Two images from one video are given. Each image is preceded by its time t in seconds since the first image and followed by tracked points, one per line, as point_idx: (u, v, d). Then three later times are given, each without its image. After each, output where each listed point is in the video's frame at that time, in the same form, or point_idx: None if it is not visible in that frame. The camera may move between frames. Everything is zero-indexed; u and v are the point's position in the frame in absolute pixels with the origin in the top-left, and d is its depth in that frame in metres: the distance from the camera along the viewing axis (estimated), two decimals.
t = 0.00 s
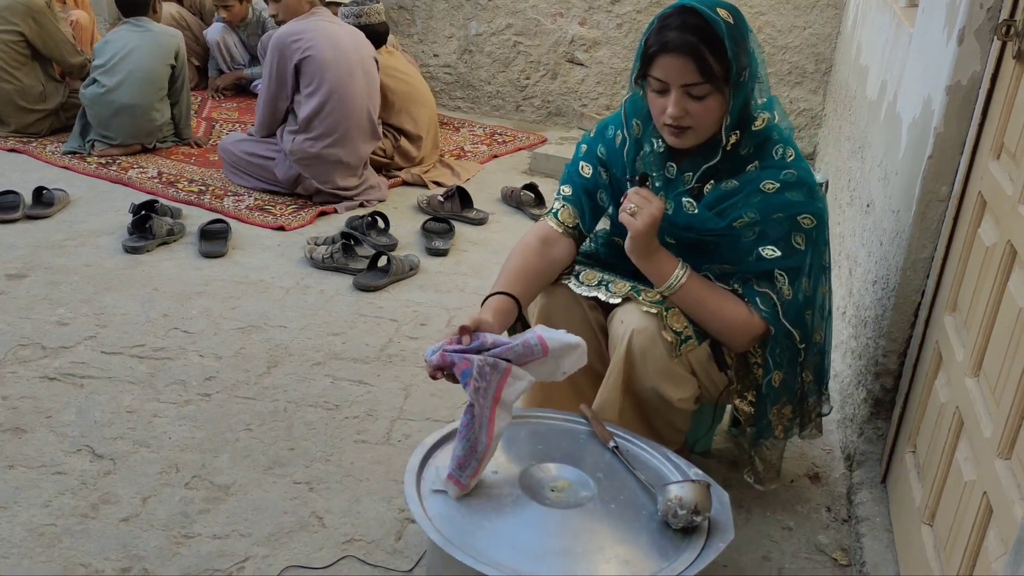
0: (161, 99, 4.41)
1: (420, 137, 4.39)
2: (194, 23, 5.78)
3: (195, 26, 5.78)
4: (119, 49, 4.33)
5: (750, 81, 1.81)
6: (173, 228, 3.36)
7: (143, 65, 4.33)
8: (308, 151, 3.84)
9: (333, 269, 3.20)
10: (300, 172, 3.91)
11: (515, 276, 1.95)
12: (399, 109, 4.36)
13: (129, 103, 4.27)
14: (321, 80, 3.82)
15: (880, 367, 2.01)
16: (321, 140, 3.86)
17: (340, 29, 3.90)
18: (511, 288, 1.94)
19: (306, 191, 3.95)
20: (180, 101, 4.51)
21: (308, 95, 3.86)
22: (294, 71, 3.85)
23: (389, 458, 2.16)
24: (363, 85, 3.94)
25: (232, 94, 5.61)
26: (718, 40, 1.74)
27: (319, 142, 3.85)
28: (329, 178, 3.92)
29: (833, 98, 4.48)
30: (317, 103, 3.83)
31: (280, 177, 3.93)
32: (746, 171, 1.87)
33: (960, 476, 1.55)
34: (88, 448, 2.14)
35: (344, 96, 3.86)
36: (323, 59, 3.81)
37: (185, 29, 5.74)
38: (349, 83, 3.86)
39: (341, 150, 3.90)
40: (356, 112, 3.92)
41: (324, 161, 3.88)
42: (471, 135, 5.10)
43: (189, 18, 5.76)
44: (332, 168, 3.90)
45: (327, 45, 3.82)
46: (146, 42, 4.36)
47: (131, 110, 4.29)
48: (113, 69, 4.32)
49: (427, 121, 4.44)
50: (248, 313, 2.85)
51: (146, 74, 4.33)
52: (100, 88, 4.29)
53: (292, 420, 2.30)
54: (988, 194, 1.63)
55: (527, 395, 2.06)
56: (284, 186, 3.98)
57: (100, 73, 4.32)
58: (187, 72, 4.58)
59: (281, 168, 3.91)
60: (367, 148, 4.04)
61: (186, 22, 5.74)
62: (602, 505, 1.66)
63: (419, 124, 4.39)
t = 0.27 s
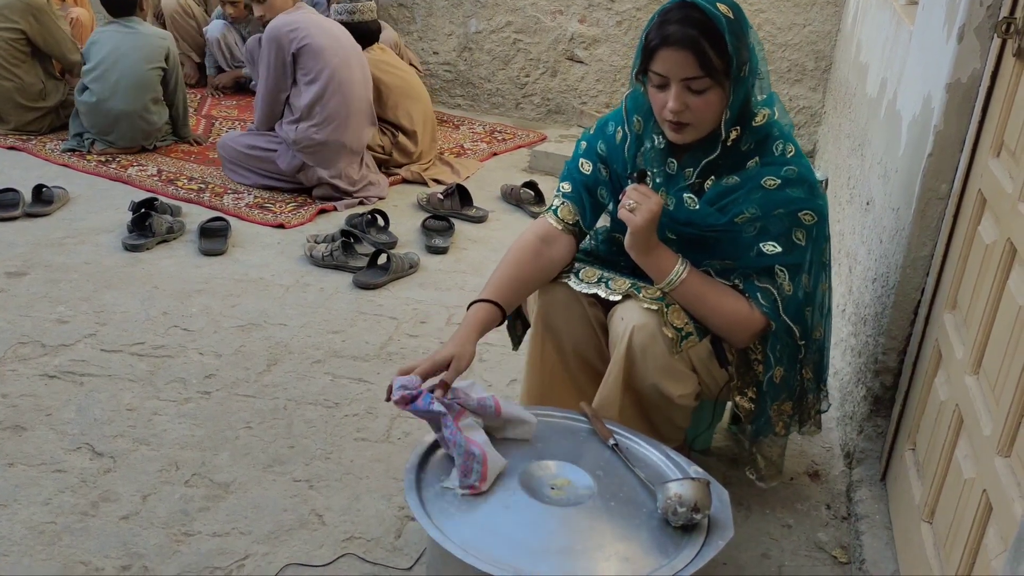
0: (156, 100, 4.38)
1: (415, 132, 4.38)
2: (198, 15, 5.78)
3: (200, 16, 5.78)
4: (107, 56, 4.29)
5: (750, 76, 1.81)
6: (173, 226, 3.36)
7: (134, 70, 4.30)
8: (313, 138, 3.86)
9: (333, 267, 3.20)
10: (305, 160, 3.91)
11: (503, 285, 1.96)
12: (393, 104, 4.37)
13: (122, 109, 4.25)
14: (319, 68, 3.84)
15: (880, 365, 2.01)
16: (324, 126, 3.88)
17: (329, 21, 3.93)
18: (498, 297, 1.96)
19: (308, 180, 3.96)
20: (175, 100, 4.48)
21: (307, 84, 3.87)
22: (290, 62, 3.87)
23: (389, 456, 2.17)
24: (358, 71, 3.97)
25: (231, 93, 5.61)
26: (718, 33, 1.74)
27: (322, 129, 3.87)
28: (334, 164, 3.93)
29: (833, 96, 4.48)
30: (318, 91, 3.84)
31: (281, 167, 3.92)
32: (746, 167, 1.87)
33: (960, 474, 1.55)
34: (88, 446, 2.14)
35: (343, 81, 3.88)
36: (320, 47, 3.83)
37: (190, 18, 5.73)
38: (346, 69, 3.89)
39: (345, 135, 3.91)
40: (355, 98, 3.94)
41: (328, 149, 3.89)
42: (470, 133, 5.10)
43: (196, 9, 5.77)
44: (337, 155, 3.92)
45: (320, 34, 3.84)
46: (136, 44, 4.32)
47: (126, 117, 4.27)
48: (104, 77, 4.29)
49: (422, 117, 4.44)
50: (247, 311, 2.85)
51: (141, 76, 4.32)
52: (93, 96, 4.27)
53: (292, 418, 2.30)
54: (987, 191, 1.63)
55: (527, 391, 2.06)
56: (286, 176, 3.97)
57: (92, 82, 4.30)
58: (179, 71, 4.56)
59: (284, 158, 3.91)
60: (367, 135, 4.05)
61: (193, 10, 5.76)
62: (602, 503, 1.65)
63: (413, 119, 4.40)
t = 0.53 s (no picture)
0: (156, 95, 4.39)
1: (422, 133, 4.41)
2: (202, 7, 5.77)
3: (203, 7, 5.77)
4: (108, 49, 4.31)
5: (746, 73, 1.81)
6: (171, 223, 3.36)
7: (134, 64, 4.31)
8: (309, 140, 3.85)
9: (331, 264, 3.20)
10: (301, 162, 3.91)
11: (495, 287, 1.95)
12: (403, 105, 4.37)
13: (122, 102, 4.25)
14: (322, 70, 3.83)
15: (878, 362, 2.02)
16: (323, 129, 3.88)
17: (335, 21, 3.90)
18: (489, 300, 1.95)
19: (306, 182, 3.95)
20: (174, 96, 4.48)
21: (309, 86, 3.87)
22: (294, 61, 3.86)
23: (388, 453, 2.17)
24: (361, 73, 3.96)
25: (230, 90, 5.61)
26: (714, 32, 1.73)
27: (320, 132, 3.87)
28: (331, 168, 3.92)
29: (832, 93, 4.47)
30: (319, 94, 3.84)
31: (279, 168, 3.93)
32: (742, 165, 1.87)
33: (958, 471, 1.55)
34: (86, 444, 2.14)
35: (346, 85, 3.88)
36: (325, 49, 3.81)
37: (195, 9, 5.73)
38: (349, 72, 3.88)
39: (342, 138, 3.91)
40: (356, 101, 3.94)
41: (326, 151, 3.89)
42: (469, 130, 5.09)
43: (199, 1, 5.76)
44: (333, 157, 3.90)
45: (326, 35, 3.82)
46: (137, 38, 4.33)
47: (125, 110, 4.27)
48: (104, 70, 4.30)
49: (431, 117, 4.44)
50: (246, 308, 2.85)
51: (137, 74, 4.31)
52: (92, 88, 4.27)
53: (291, 415, 2.30)
54: (986, 189, 1.63)
55: (525, 389, 2.07)
56: (283, 175, 3.98)
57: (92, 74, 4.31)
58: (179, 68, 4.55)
59: (281, 159, 3.91)
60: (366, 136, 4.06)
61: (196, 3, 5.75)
62: (599, 500, 1.65)
63: (422, 119, 4.41)
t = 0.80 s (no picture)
0: (156, 88, 4.40)
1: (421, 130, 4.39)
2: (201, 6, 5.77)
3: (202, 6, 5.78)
4: (114, 38, 4.34)
5: (741, 71, 1.81)
6: (169, 219, 3.35)
7: (138, 55, 4.33)
8: (305, 145, 3.83)
9: (329, 261, 3.20)
10: (298, 164, 3.90)
11: (499, 290, 1.93)
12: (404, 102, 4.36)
13: (122, 91, 4.26)
14: (328, 76, 3.83)
15: (875, 359, 2.02)
16: (322, 134, 3.87)
17: (348, 27, 3.90)
18: (492, 302, 1.92)
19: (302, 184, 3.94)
20: (174, 90, 4.49)
21: (314, 91, 3.88)
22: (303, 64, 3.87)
23: (386, 449, 2.17)
24: (369, 82, 3.95)
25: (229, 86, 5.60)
26: (710, 33, 1.73)
27: (317, 137, 3.85)
28: (326, 172, 3.91)
29: (830, 89, 4.47)
30: (322, 100, 3.84)
31: (276, 169, 3.92)
32: (738, 162, 1.87)
33: (956, 467, 1.55)
34: (84, 440, 2.14)
35: (351, 93, 3.87)
36: (333, 56, 3.82)
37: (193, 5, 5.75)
38: (355, 81, 3.88)
39: (340, 144, 3.89)
40: (360, 109, 3.93)
41: (322, 155, 3.86)
42: (467, 126, 5.09)
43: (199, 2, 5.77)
44: (328, 163, 3.88)
45: (336, 42, 3.83)
46: (143, 31, 4.37)
47: (125, 99, 4.28)
48: (108, 58, 4.32)
49: (431, 116, 4.43)
50: (244, 304, 2.84)
51: (139, 66, 4.32)
52: (94, 74, 4.29)
53: (289, 411, 2.30)
54: (984, 185, 1.63)
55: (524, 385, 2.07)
56: (280, 176, 3.96)
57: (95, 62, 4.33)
58: (183, 63, 4.58)
59: (278, 160, 3.91)
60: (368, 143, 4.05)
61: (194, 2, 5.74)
62: (596, 497, 1.65)
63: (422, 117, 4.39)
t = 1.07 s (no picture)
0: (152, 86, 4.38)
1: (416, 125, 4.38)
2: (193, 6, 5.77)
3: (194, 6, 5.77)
4: (105, 39, 4.30)
5: (740, 68, 1.81)
6: (167, 216, 3.35)
7: (131, 55, 4.30)
8: (304, 142, 3.84)
9: (328, 258, 3.19)
10: (297, 162, 3.89)
11: (496, 292, 1.93)
12: (397, 96, 4.35)
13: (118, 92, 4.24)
14: (328, 72, 3.83)
15: (874, 355, 2.02)
16: (320, 130, 3.87)
17: (348, 23, 3.91)
18: (491, 305, 1.92)
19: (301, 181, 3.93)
20: (169, 87, 4.48)
21: (313, 86, 3.87)
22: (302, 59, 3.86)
23: (385, 446, 2.17)
24: (368, 78, 3.96)
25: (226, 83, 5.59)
26: (710, 28, 1.73)
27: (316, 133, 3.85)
28: (325, 170, 3.90)
29: (828, 86, 4.47)
30: (321, 95, 3.83)
31: (275, 167, 3.91)
32: (736, 158, 1.87)
33: (953, 463, 1.56)
34: (82, 438, 2.14)
35: (350, 89, 3.88)
36: (333, 52, 3.82)
37: (184, 9, 5.73)
38: (354, 76, 3.89)
39: (339, 140, 3.89)
40: (358, 106, 3.93)
41: (320, 152, 3.86)
42: (465, 123, 5.09)
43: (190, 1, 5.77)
44: (326, 160, 3.88)
45: (336, 38, 3.83)
46: (134, 31, 4.34)
47: (121, 100, 4.26)
48: (100, 60, 4.28)
49: (424, 110, 4.43)
50: (242, 301, 2.84)
51: (132, 66, 4.29)
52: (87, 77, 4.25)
53: (287, 408, 2.30)
54: (982, 181, 1.63)
55: (524, 383, 2.07)
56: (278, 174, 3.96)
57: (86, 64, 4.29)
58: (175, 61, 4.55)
59: (277, 158, 3.90)
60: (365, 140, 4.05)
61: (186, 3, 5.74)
62: (596, 494, 1.66)
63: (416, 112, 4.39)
